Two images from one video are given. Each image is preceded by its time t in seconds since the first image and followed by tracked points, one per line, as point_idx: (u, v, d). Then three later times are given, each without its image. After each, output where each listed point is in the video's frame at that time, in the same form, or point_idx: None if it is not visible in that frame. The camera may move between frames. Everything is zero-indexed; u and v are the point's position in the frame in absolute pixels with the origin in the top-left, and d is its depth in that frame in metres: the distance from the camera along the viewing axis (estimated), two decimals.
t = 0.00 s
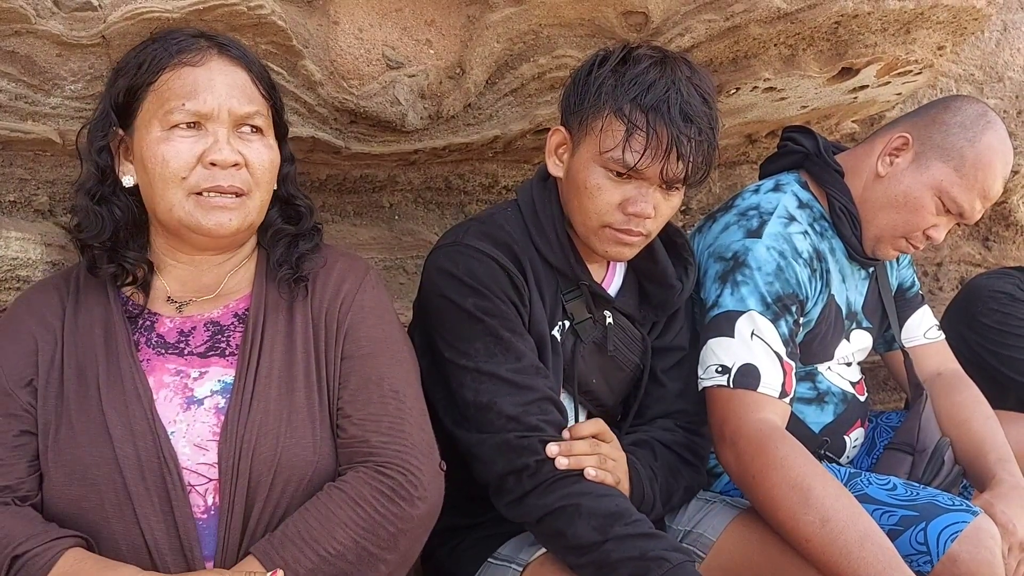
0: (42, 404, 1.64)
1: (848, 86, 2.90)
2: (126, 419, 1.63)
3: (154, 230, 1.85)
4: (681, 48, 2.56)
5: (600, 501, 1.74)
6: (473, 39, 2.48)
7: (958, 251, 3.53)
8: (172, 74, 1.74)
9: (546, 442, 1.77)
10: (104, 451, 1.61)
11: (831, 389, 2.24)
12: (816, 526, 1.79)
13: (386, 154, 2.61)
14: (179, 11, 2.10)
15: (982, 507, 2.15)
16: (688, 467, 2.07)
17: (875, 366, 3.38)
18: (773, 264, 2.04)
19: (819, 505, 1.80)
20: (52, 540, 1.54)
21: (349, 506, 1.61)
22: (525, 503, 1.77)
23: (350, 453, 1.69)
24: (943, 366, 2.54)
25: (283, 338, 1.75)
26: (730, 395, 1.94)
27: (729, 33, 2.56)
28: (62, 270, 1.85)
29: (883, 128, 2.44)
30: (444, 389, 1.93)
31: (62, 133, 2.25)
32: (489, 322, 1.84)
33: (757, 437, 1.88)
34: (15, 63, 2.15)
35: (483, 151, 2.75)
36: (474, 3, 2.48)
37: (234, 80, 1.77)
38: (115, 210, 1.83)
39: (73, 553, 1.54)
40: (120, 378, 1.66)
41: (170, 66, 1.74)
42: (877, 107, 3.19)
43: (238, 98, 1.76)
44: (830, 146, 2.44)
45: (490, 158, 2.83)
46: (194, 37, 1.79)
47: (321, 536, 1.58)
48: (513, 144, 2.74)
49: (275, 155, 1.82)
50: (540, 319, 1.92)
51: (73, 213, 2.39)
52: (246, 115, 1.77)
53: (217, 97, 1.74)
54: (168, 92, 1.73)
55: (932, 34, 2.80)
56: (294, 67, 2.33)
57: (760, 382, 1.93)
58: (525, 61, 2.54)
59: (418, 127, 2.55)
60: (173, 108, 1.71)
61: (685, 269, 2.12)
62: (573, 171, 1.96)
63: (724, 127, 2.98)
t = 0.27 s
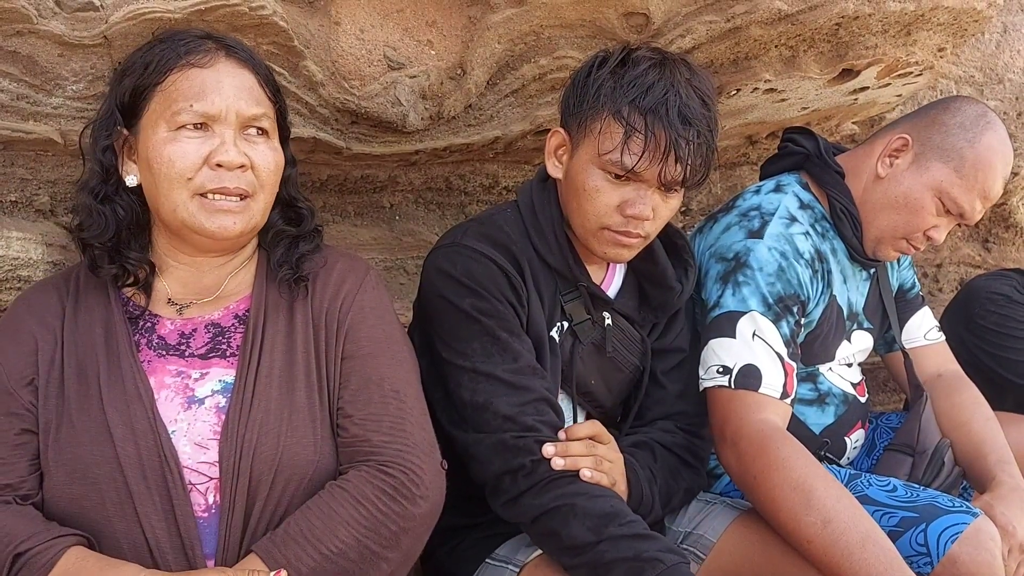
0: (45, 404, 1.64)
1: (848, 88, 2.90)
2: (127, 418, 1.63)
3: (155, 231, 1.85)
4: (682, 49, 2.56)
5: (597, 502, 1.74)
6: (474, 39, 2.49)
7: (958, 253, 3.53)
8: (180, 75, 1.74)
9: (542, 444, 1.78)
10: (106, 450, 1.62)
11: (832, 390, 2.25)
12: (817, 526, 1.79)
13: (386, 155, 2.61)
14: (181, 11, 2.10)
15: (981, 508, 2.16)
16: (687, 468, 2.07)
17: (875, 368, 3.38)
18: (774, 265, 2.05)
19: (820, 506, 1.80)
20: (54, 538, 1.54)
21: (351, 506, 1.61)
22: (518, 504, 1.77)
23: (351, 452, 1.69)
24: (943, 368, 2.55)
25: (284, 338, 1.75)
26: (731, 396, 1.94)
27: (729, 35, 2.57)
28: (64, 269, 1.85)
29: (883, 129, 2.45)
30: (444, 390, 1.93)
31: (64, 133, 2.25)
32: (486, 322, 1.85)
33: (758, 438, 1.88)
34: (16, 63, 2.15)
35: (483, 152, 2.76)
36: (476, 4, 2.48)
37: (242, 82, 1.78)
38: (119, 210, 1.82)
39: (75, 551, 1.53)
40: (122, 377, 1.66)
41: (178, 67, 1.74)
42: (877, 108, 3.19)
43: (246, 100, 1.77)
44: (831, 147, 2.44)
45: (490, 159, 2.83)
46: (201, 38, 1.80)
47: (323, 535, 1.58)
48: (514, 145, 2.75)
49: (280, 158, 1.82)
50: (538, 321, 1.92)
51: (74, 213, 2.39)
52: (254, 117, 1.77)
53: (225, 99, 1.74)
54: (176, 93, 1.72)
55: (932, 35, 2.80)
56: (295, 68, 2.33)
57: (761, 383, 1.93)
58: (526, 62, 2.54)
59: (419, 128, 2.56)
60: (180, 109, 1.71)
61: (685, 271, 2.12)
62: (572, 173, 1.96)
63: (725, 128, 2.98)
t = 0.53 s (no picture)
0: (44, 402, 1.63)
1: (846, 89, 2.90)
2: (129, 417, 1.63)
3: (152, 232, 1.85)
4: (680, 50, 2.56)
5: (592, 500, 1.74)
6: (472, 40, 2.48)
7: (956, 254, 3.53)
8: (171, 75, 1.74)
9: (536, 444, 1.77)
10: (107, 449, 1.61)
11: (831, 391, 2.25)
12: (814, 528, 1.79)
13: (384, 155, 2.61)
14: (178, 12, 2.10)
15: (979, 510, 2.16)
16: (685, 467, 2.07)
17: (873, 369, 3.38)
18: (773, 266, 2.04)
19: (819, 507, 1.80)
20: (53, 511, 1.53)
21: (354, 503, 1.61)
22: (514, 505, 1.77)
23: (353, 452, 1.68)
24: (941, 369, 2.55)
25: (283, 340, 1.75)
26: (729, 397, 1.94)
27: (728, 36, 2.57)
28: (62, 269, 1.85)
29: (880, 130, 2.45)
30: (442, 391, 1.93)
31: (61, 133, 2.25)
32: (482, 325, 1.85)
33: (756, 439, 1.88)
34: (14, 63, 2.14)
35: (481, 152, 2.76)
36: (474, 5, 2.48)
37: (234, 80, 1.78)
38: (114, 211, 1.82)
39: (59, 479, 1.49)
40: (123, 377, 1.65)
41: (169, 67, 1.74)
42: (875, 110, 3.19)
43: (237, 100, 1.76)
44: (829, 148, 2.44)
45: (489, 160, 2.83)
46: (193, 39, 1.79)
47: (328, 532, 1.58)
48: (512, 146, 2.74)
49: (272, 158, 1.82)
50: (536, 322, 1.92)
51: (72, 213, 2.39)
52: (244, 117, 1.77)
53: (216, 99, 1.74)
54: (166, 93, 1.72)
55: (930, 37, 2.80)
56: (293, 68, 2.33)
57: (759, 384, 1.93)
58: (524, 63, 2.54)
59: (417, 129, 2.56)
60: (171, 109, 1.71)
61: (683, 272, 2.12)
62: (569, 175, 1.96)
63: (723, 129, 2.98)
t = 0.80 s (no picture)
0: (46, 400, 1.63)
1: (846, 89, 2.90)
2: (132, 414, 1.62)
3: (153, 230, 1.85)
4: (680, 50, 2.56)
5: (552, 486, 1.75)
6: (471, 39, 2.48)
7: (955, 254, 3.53)
8: (175, 74, 1.74)
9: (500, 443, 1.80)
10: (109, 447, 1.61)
11: (829, 391, 2.25)
12: (813, 528, 1.79)
13: (382, 154, 2.61)
14: (177, 10, 2.09)
15: (978, 510, 2.16)
16: (678, 462, 2.07)
17: (872, 369, 3.38)
18: (771, 266, 2.04)
19: (819, 506, 1.80)
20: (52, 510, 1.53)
21: (355, 503, 1.61)
22: (481, 510, 1.80)
23: (355, 452, 1.68)
24: (940, 369, 2.54)
25: (284, 339, 1.74)
26: (726, 397, 1.94)
27: (727, 35, 2.57)
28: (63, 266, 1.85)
29: (878, 129, 2.45)
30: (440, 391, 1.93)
31: (60, 132, 2.24)
32: (462, 333, 1.86)
33: (756, 438, 1.88)
34: (12, 61, 2.14)
35: (480, 151, 2.75)
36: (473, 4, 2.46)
37: (237, 80, 1.77)
38: (116, 208, 1.81)
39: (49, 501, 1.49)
40: (124, 374, 1.65)
41: (173, 66, 1.74)
42: (874, 110, 3.19)
43: (240, 101, 1.76)
44: (828, 148, 2.45)
45: (488, 159, 2.83)
46: (198, 39, 1.79)
47: (329, 531, 1.58)
48: (511, 145, 2.74)
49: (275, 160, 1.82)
50: (527, 326, 1.92)
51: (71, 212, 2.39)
52: (247, 119, 1.76)
53: (218, 99, 1.74)
54: (170, 93, 1.72)
55: (929, 37, 2.80)
56: (292, 67, 2.33)
57: (757, 384, 1.93)
58: (523, 62, 2.54)
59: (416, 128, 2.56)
60: (174, 109, 1.71)
61: (682, 273, 2.12)
62: (567, 175, 1.96)
63: (722, 129, 2.98)
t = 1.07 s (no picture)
0: (42, 404, 1.64)
1: (846, 89, 2.90)
2: (121, 418, 1.62)
3: (151, 230, 1.84)
4: (680, 50, 2.55)
5: (559, 491, 1.74)
6: (471, 39, 2.48)
7: (954, 255, 3.52)
8: (179, 75, 1.73)
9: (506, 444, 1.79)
10: (101, 451, 1.61)
11: (829, 391, 2.24)
12: (813, 529, 1.78)
13: (381, 154, 2.61)
14: (176, 9, 2.09)
15: (978, 510, 2.15)
16: (678, 462, 2.06)
17: (872, 369, 3.38)
18: (771, 267, 2.04)
19: (818, 507, 1.79)
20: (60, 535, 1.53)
21: (351, 513, 1.61)
22: (486, 509, 1.78)
23: (349, 456, 1.68)
24: (941, 369, 2.54)
25: (280, 341, 1.74)
26: (726, 397, 1.94)
27: (727, 35, 2.57)
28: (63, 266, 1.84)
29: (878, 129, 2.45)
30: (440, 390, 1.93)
31: (59, 131, 2.24)
32: (464, 332, 1.85)
33: (755, 439, 1.88)
34: (11, 60, 2.14)
35: (480, 151, 2.75)
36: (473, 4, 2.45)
37: (241, 87, 1.76)
38: (116, 206, 1.81)
39: (81, 548, 1.53)
40: (116, 377, 1.65)
41: (177, 68, 1.73)
42: (874, 110, 3.19)
43: (244, 106, 1.75)
44: (828, 149, 2.44)
45: (487, 159, 2.83)
46: (202, 38, 1.79)
47: (324, 543, 1.59)
48: (511, 144, 2.74)
49: (277, 162, 1.81)
50: (527, 324, 1.92)
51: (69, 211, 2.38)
52: (250, 124, 1.75)
53: (222, 102, 1.73)
54: (173, 95, 1.72)
55: (930, 37, 2.79)
56: (292, 66, 2.32)
57: (757, 384, 1.92)
58: (523, 62, 2.54)
59: (415, 128, 2.56)
60: (177, 111, 1.70)
61: (682, 272, 2.11)
62: (566, 173, 1.96)
63: (722, 129, 2.98)
